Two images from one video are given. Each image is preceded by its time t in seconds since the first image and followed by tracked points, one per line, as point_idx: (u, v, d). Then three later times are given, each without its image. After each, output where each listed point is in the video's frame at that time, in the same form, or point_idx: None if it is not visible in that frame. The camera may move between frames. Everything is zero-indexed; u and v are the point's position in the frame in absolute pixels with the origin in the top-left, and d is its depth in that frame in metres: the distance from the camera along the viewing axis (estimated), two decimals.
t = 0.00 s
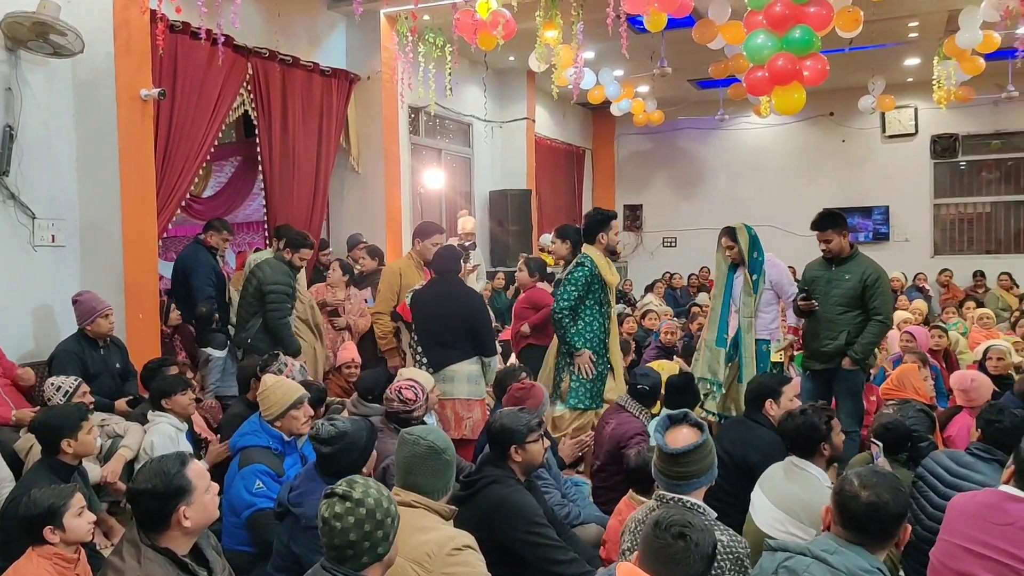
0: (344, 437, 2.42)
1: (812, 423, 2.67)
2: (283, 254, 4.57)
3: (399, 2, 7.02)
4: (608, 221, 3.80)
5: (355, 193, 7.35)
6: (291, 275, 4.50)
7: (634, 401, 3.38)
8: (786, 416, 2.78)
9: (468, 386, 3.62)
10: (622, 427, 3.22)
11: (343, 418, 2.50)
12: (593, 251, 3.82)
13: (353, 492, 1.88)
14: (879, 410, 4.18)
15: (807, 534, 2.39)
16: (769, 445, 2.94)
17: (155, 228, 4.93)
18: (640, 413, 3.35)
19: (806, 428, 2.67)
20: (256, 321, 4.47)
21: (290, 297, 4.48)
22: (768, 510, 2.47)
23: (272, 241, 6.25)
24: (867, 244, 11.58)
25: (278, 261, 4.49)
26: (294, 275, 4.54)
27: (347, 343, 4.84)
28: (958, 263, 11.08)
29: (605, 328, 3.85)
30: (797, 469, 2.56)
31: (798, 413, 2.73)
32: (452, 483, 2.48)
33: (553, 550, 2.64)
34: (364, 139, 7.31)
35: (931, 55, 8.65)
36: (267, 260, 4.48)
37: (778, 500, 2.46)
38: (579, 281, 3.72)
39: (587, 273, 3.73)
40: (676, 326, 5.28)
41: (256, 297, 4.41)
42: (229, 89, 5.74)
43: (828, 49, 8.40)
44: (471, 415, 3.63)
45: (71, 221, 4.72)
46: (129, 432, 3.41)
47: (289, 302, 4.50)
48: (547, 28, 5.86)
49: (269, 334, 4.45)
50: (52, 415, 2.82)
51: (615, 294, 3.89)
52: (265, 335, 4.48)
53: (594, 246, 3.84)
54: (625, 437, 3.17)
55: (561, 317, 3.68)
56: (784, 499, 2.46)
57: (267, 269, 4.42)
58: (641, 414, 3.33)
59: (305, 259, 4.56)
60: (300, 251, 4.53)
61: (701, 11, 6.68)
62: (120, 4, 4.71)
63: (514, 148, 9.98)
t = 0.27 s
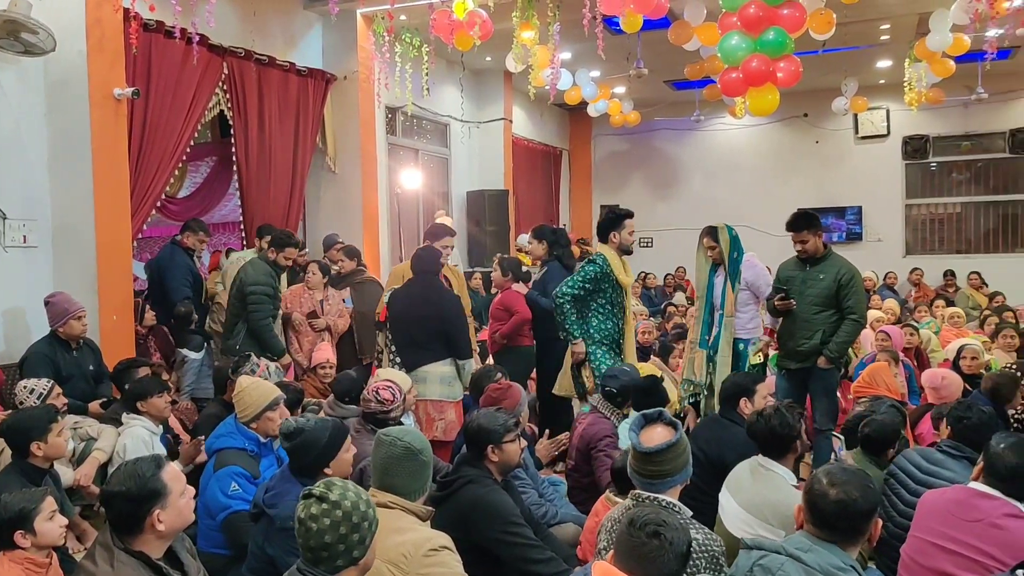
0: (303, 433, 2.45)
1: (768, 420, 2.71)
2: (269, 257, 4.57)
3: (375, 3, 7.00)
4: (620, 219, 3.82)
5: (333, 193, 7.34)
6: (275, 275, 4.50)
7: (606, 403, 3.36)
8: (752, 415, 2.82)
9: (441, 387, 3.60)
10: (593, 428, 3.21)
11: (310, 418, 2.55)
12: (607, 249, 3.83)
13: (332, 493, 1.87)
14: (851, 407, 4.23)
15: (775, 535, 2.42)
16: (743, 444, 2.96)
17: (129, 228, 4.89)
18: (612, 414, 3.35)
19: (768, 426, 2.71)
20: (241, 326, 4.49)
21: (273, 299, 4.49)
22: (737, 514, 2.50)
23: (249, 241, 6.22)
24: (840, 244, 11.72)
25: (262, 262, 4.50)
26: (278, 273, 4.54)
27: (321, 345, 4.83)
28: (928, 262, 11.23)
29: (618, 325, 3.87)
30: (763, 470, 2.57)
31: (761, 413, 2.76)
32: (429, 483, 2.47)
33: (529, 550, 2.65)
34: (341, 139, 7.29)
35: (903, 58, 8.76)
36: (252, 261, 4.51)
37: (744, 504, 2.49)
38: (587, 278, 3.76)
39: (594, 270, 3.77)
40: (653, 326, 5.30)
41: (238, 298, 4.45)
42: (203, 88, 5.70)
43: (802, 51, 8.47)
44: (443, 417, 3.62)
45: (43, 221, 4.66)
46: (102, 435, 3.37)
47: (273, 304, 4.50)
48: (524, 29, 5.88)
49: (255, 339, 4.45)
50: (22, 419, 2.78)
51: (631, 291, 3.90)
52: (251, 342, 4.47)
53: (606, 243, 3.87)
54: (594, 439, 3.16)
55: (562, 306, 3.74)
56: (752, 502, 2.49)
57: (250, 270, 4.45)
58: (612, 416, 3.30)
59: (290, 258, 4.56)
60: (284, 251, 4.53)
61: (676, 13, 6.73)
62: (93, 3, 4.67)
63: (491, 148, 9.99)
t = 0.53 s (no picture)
0: (264, 428, 2.54)
1: (750, 421, 2.64)
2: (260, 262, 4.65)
3: (348, 2, 6.97)
4: (631, 219, 3.90)
5: (306, 193, 7.30)
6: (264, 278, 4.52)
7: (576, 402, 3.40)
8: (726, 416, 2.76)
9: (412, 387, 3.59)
10: (558, 427, 3.24)
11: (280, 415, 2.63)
12: (620, 250, 3.91)
13: (297, 494, 1.85)
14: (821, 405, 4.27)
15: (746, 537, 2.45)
16: (715, 442, 2.99)
17: (99, 229, 4.83)
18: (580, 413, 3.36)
19: (746, 426, 2.64)
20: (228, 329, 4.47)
21: (259, 301, 4.49)
22: (709, 517, 2.52)
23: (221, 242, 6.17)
24: (811, 244, 11.86)
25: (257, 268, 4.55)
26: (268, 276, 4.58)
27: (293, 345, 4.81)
28: (897, 262, 11.39)
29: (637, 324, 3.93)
30: (735, 472, 2.57)
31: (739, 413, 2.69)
32: (401, 484, 2.46)
33: (503, 550, 2.65)
34: (314, 139, 7.25)
35: (872, 61, 8.87)
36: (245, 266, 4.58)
37: (716, 507, 2.51)
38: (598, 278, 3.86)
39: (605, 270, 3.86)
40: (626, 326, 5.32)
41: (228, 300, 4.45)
42: (175, 88, 5.64)
43: (773, 54, 8.55)
44: (415, 418, 3.62)
45: (11, 221, 4.59)
46: (72, 438, 3.33)
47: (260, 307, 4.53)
48: (497, 29, 5.88)
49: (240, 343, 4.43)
50: None
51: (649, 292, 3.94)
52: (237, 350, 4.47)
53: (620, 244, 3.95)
54: (562, 437, 3.19)
55: (575, 303, 3.82)
56: (724, 504, 2.50)
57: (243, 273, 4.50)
58: (581, 414, 3.34)
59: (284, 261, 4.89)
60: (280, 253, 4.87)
61: (647, 14, 6.76)
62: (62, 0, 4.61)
63: (465, 148, 9.98)
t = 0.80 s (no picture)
0: (222, 425, 2.62)
1: (744, 418, 2.62)
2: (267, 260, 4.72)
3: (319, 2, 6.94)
4: (654, 212, 3.76)
5: (277, 194, 7.25)
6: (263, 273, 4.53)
7: (547, 400, 3.47)
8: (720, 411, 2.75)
9: (383, 388, 3.58)
10: (529, 426, 3.26)
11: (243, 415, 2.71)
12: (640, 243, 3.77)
13: (262, 493, 1.85)
14: (789, 404, 4.31)
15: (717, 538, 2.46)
16: (685, 441, 3.01)
17: (65, 229, 4.76)
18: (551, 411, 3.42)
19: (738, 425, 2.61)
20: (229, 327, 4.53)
21: (260, 296, 4.50)
22: (685, 517, 2.53)
23: (191, 242, 6.11)
24: (779, 245, 11.94)
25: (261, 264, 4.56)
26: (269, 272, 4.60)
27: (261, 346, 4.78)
28: (864, 262, 11.55)
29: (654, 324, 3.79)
30: (713, 472, 2.57)
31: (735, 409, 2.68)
32: (372, 484, 2.45)
33: (474, 550, 2.65)
34: (285, 139, 7.21)
35: (839, 64, 8.98)
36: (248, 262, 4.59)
37: (692, 506, 2.52)
38: (619, 274, 3.69)
39: (627, 266, 3.69)
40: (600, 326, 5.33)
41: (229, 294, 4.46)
42: (143, 86, 5.58)
43: (742, 55, 8.63)
44: (386, 419, 3.61)
45: None
46: (37, 441, 3.28)
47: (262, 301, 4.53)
48: (468, 30, 5.89)
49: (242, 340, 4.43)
50: None
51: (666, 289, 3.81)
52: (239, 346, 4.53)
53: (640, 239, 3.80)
54: (534, 436, 3.21)
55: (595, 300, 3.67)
56: (700, 505, 2.51)
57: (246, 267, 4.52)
58: (553, 412, 3.40)
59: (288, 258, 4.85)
60: (282, 250, 4.82)
61: (618, 15, 6.80)
62: None
63: (437, 148, 9.96)
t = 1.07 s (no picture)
0: (190, 426, 2.59)
1: (726, 419, 2.63)
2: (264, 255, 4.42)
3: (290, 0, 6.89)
4: (674, 213, 3.77)
5: (248, 193, 7.20)
6: (263, 271, 4.30)
7: (525, 399, 3.46)
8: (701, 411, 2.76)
9: (352, 392, 3.57)
10: (508, 424, 3.24)
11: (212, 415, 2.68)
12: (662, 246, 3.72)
13: (231, 493, 1.84)
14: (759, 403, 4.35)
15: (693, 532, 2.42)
16: (657, 441, 3.03)
17: (32, 229, 4.69)
18: (529, 409, 3.42)
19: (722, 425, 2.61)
20: (229, 326, 4.29)
21: (258, 294, 4.28)
22: (659, 510, 2.48)
23: (162, 241, 6.04)
24: (750, 246, 12.04)
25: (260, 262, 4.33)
26: (270, 269, 4.36)
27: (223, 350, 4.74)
28: (833, 263, 11.69)
29: (681, 328, 3.68)
30: (689, 467, 2.54)
31: (717, 410, 2.67)
32: (345, 485, 2.44)
33: (446, 550, 2.65)
34: (257, 138, 7.16)
35: (809, 66, 9.08)
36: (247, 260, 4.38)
37: (668, 501, 2.47)
38: (649, 277, 3.58)
39: (656, 268, 3.59)
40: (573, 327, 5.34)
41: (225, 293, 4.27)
42: (113, 84, 5.52)
43: (713, 58, 8.69)
44: (357, 421, 3.60)
45: None
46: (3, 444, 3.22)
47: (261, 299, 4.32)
48: (442, 30, 5.88)
49: (241, 339, 4.25)
50: None
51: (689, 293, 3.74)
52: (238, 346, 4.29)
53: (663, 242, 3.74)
54: (514, 432, 3.20)
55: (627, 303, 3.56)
56: (676, 499, 2.47)
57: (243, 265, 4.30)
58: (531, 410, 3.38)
59: (281, 249, 4.39)
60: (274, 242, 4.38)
61: (591, 17, 6.83)
62: None
63: (410, 149, 9.94)
